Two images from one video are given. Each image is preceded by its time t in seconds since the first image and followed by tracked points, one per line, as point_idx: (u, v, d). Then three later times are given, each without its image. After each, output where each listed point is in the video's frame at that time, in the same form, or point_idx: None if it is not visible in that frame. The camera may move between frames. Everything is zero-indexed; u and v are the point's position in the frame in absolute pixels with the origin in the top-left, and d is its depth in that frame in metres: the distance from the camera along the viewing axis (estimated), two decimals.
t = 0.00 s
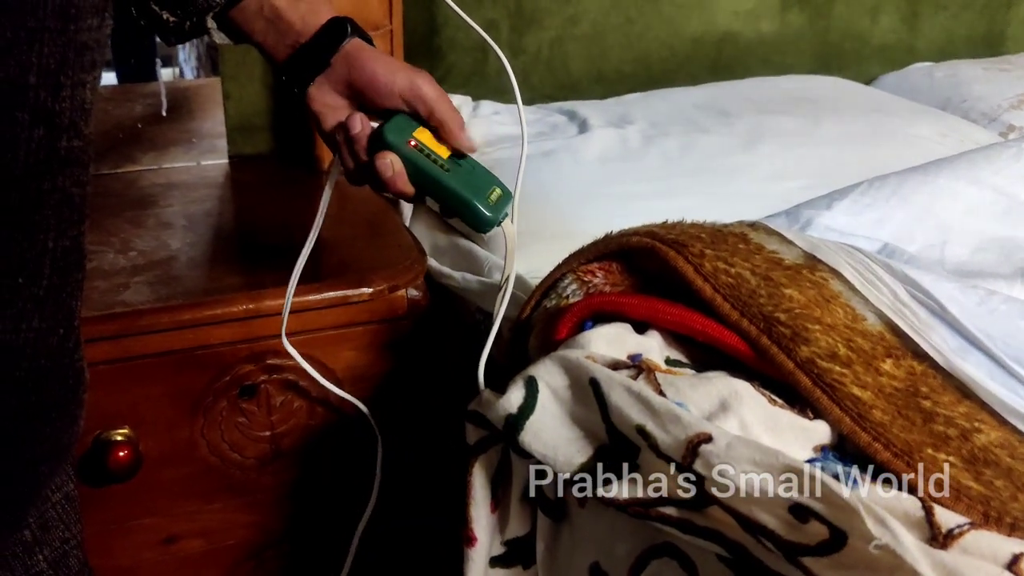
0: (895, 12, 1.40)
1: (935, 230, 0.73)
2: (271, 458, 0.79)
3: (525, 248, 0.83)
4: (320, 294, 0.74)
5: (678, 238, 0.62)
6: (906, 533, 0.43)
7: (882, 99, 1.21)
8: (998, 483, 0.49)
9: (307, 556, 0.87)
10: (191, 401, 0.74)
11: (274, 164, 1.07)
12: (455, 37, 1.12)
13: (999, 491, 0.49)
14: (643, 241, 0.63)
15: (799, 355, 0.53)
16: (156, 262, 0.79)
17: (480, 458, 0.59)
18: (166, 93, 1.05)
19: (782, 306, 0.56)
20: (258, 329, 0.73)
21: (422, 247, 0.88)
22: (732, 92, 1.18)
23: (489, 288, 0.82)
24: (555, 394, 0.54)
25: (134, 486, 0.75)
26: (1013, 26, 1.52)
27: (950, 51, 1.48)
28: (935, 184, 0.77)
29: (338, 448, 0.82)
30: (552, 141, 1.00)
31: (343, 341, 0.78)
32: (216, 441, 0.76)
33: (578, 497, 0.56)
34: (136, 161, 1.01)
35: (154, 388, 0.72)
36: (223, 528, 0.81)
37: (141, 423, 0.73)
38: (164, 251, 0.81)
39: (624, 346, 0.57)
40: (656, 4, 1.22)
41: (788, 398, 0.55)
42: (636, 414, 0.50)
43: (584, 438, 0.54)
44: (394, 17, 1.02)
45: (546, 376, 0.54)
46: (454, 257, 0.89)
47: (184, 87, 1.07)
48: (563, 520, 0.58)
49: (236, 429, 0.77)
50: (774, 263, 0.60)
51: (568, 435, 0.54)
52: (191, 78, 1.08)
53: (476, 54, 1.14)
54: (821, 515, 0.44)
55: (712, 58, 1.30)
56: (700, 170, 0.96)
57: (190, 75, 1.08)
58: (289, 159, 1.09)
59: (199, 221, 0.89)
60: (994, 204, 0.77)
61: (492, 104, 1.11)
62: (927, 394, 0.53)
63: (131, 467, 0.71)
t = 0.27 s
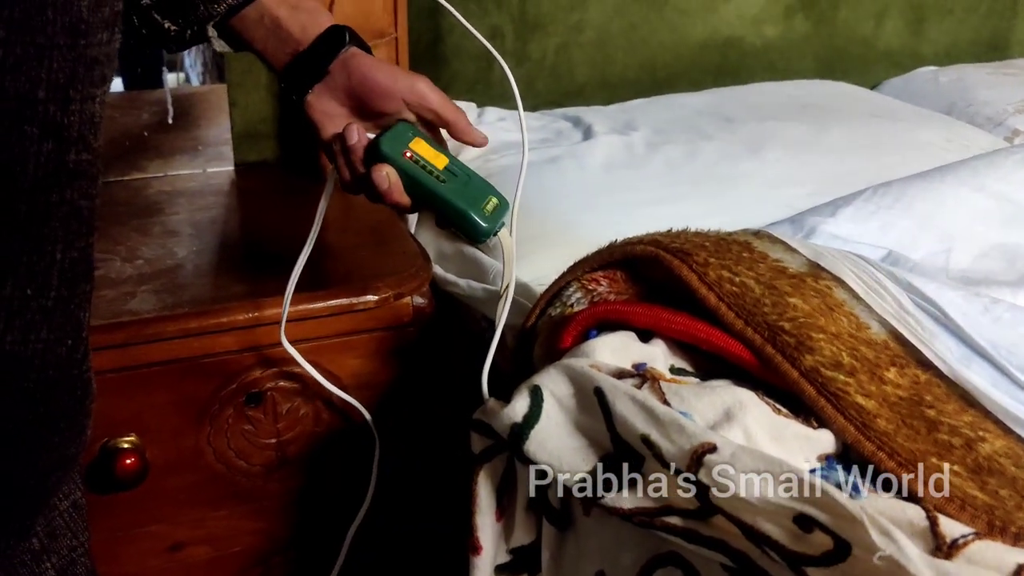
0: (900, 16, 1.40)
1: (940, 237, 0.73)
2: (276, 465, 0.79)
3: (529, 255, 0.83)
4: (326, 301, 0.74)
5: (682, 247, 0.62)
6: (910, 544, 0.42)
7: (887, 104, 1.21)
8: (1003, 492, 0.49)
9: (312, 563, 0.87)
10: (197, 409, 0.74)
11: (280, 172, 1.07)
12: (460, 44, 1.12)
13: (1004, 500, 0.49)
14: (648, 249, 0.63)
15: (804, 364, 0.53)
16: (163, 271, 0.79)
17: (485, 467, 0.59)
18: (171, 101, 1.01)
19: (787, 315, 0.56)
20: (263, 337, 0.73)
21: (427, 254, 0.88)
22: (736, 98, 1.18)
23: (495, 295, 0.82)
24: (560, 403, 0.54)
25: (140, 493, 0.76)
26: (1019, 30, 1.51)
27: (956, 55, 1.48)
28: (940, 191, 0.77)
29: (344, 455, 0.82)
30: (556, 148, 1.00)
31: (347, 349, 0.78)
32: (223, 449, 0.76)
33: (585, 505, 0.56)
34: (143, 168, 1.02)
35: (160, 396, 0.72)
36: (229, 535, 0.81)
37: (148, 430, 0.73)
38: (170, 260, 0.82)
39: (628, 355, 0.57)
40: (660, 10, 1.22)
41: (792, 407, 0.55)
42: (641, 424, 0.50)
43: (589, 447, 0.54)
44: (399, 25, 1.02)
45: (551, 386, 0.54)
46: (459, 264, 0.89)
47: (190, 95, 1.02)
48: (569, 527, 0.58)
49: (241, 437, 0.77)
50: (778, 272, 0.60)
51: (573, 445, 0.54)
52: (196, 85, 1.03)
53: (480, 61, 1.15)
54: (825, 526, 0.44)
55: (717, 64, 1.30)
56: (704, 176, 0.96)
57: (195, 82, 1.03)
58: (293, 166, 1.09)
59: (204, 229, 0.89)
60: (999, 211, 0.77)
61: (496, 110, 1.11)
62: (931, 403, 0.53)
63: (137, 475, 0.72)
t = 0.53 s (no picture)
0: (906, 20, 1.40)
1: (946, 245, 0.73)
2: (284, 473, 0.80)
3: (536, 264, 0.83)
4: (335, 309, 0.75)
5: (689, 256, 0.62)
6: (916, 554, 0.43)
7: (893, 109, 1.21)
8: (1011, 501, 0.49)
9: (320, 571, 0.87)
10: (206, 417, 0.74)
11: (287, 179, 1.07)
12: (466, 51, 1.12)
13: (1012, 509, 0.49)
14: (654, 259, 0.63)
15: (810, 373, 0.53)
16: (171, 279, 0.80)
17: (490, 479, 0.59)
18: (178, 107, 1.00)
19: (793, 324, 0.56)
20: (271, 345, 0.74)
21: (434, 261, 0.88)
22: (742, 104, 1.18)
23: (505, 307, 0.81)
24: (565, 415, 0.55)
25: (149, 501, 0.76)
26: None
27: (962, 60, 1.48)
28: (945, 198, 0.77)
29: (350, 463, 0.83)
30: (563, 155, 1.00)
31: (355, 356, 0.78)
32: (231, 457, 0.77)
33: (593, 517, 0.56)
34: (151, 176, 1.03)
35: (170, 403, 0.73)
36: (237, 543, 0.81)
37: (157, 438, 0.74)
38: (179, 268, 0.82)
39: (635, 366, 0.57)
40: (665, 16, 1.22)
41: (799, 417, 0.55)
42: (647, 435, 0.50)
43: (595, 459, 0.54)
44: (405, 34, 1.03)
45: (556, 398, 0.55)
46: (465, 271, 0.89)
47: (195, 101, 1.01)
48: (576, 539, 0.58)
49: (250, 444, 0.77)
50: (785, 281, 0.60)
51: (579, 455, 0.54)
52: (204, 92, 1.01)
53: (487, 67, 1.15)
54: (832, 537, 0.44)
55: (723, 69, 1.30)
56: (710, 183, 0.96)
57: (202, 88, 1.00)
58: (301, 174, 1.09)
59: (212, 237, 0.90)
60: (1005, 217, 0.77)
61: (502, 117, 1.12)
62: (938, 413, 0.53)
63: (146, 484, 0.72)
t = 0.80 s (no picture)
0: (907, 29, 1.40)
1: (947, 255, 0.73)
2: (288, 484, 0.80)
3: (540, 274, 0.84)
4: (340, 320, 0.75)
5: (691, 268, 0.62)
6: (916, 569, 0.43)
7: (894, 117, 1.22)
8: (1014, 515, 0.49)
9: None
10: (211, 429, 0.75)
11: (291, 190, 1.08)
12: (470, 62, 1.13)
13: (1015, 523, 0.49)
14: (656, 271, 0.63)
15: (812, 386, 0.54)
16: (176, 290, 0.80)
17: (493, 493, 0.60)
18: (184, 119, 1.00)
19: (795, 337, 0.56)
20: (277, 356, 0.74)
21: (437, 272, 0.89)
22: (744, 113, 1.19)
23: (507, 318, 0.81)
24: (567, 430, 0.55)
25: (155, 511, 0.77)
26: None
27: (964, 67, 1.48)
28: (947, 208, 0.77)
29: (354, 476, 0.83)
30: (565, 165, 1.00)
31: (359, 367, 0.78)
32: (236, 466, 0.77)
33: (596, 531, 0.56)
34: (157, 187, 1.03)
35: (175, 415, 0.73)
36: (242, 553, 0.82)
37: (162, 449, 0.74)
38: (184, 279, 0.82)
39: (636, 381, 0.58)
40: (667, 26, 1.22)
41: (802, 429, 0.55)
42: (648, 450, 0.50)
43: (597, 473, 0.54)
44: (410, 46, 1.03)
45: (558, 413, 0.55)
46: (468, 281, 0.90)
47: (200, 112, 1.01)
48: (580, 551, 0.59)
49: (255, 455, 0.78)
50: (787, 293, 0.60)
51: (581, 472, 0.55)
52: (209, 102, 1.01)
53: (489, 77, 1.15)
54: (833, 551, 0.44)
55: (725, 78, 1.31)
56: (712, 192, 0.96)
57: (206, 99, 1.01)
58: (306, 184, 1.10)
59: (217, 248, 0.90)
60: (1007, 227, 0.77)
61: (505, 127, 1.12)
62: (941, 425, 0.53)
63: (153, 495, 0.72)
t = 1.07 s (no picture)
0: (890, 47, 1.42)
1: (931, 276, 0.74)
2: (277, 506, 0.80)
3: (528, 295, 0.84)
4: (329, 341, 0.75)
5: (679, 291, 0.63)
6: None
7: (878, 134, 1.23)
8: (997, 536, 0.50)
9: None
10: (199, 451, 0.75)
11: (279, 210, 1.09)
12: (457, 82, 1.14)
13: (998, 544, 0.49)
14: (643, 294, 0.64)
15: (798, 409, 0.54)
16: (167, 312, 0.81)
17: (485, 516, 0.61)
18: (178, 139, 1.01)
19: (781, 359, 0.57)
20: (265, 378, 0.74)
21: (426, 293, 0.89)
22: (729, 131, 1.20)
23: (497, 338, 0.82)
24: (558, 454, 0.56)
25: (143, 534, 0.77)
26: (1008, 60, 1.53)
27: (946, 85, 1.50)
28: (930, 229, 0.78)
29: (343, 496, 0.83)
30: (552, 185, 1.01)
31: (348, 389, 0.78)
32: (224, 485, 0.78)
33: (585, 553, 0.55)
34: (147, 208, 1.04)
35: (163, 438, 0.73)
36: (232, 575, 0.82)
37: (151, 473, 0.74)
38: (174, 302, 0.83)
39: (625, 406, 0.58)
40: (653, 46, 1.24)
41: (789, 452, 0.55)
42: (637, 474, 0.51)
43: (587, 497, 0.54)
44: (395, 68, 1.04)
45: (547, 437, 0.56)
46: (457, 301, 0.90)
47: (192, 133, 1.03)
48: None
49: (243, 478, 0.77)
50: (773, 316, 0.61)
51: (573, 496, 0.54)
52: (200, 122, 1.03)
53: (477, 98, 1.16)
54: None
55: (711, 97, 1.32)
56: (698, 212, 0.97)
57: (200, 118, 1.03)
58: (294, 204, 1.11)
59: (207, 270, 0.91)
60: (989, 248, 0.78)
61: (493, 146, 1.13)
62: (925, 447, 0.54)
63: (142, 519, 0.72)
